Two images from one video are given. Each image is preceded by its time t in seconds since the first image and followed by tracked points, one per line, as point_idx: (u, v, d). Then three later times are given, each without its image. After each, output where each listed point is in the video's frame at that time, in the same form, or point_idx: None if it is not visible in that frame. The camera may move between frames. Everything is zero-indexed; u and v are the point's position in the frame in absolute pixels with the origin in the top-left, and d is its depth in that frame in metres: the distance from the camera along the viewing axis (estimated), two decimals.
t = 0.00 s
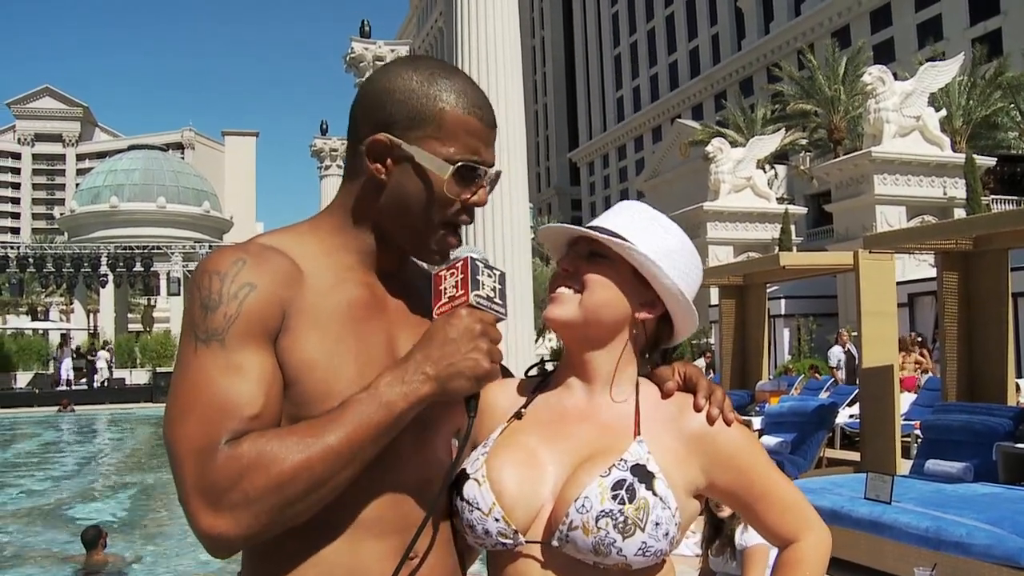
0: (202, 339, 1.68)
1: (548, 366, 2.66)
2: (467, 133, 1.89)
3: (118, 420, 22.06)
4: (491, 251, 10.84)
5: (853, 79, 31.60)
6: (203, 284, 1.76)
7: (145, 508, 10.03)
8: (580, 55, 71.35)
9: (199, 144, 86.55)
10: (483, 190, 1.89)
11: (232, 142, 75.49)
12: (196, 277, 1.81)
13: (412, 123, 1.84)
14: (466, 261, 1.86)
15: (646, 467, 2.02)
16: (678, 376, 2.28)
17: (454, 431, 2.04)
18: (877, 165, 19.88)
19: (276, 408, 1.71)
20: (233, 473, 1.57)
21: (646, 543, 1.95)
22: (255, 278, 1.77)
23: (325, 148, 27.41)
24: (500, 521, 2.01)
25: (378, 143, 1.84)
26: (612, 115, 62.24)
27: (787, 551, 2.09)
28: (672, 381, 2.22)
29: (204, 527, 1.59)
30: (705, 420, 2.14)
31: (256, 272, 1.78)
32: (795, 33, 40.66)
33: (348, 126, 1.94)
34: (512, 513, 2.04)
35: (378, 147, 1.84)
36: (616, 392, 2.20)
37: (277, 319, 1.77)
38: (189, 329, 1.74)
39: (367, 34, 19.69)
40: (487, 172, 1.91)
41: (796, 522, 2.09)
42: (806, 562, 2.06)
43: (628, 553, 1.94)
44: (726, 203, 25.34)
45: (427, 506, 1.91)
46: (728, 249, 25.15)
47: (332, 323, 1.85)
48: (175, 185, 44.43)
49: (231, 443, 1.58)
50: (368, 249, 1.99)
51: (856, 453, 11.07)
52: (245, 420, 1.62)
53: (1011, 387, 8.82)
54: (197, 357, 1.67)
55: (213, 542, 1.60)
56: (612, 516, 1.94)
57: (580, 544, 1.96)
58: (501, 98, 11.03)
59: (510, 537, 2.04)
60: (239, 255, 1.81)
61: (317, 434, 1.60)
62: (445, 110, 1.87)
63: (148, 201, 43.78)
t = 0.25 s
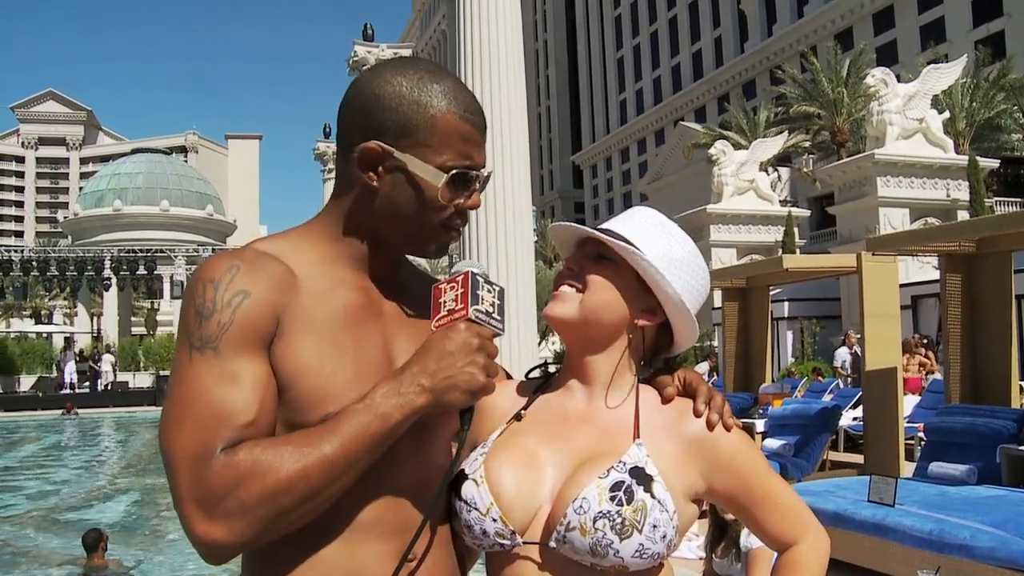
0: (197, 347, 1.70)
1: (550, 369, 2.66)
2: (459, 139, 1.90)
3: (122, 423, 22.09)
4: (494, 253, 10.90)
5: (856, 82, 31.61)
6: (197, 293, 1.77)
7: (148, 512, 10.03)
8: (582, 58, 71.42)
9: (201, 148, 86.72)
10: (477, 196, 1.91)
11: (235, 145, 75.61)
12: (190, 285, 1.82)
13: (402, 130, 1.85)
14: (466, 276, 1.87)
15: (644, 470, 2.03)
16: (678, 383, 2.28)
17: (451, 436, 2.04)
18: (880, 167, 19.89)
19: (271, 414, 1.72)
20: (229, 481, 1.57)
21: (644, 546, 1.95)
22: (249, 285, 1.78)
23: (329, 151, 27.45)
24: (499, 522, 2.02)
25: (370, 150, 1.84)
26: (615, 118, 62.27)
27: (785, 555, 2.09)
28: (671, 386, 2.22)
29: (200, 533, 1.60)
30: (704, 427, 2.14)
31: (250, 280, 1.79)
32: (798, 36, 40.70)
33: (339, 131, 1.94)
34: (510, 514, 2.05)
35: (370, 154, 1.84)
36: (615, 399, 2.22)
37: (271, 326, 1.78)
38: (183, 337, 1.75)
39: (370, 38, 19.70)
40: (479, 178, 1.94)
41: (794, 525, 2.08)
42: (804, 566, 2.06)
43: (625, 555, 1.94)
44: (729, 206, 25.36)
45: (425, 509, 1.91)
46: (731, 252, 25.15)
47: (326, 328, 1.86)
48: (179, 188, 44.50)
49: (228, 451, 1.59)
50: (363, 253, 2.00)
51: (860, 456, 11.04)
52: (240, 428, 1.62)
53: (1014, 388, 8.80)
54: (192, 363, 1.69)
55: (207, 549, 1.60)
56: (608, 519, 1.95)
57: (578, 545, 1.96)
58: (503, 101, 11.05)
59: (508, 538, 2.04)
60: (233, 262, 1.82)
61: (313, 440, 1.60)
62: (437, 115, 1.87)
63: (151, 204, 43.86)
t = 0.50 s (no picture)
0: (190, 349, 1.70)
1: (547, 371, 2.66)
2: (454, 139, 1.90)
3: (120, 424, 22.08)
4: (494, 254, 10.89)
5: (856, 85, 31.63)
6: (191, 294, 1.77)
7: (145, 512, 10.03)
8: (582, 61, 71.44)
9: (201, 149, 86.76)
10: (472, 196, 1.92)
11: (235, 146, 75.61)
12: (184, 288, 1.82)
13: (396, 129, 1.86)
14: (462, 282, 1.88)
15: (647, 478, 2.03)
16: (679, 384, 2.30)
17: (444, 440, 2.04)
18: (879, 171, 19.90)
19: (264, 416, 1.71)
20: (220, 483, 1.57)
21: (649, 554, 1.95)
22: (241, 288, 1.78)
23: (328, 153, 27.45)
24: (500, 528, 2.02)
25: (365, 152, 1.84)
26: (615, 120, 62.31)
27: (784, 558, 2.09)
28: (671, 388, 2.23)
29: (190, 536, 1.59)
30: (705, 429, 2.14)
31: (243, 282, 1.79)
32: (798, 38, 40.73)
33: (335, 134, 1.95)
34: (512, 521, 2.05)
35: (364, 154, 1.84)
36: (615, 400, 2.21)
37: (264, 329, 1.77)
38: (177, 339, 1.75)
39: (370, 40, 19.68)
40: (475, 181, 1.94)
41: (793, 531, 2.11)
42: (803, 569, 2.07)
43: (630, 564, 1.94)
44: (729, 208, 25.38)
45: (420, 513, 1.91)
46: (730, 254, 25.19)
47: (321, 331, 1.86)
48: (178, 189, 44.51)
49: (219, 453, 1.59)
50: (357, 255, 2.00)
51: (858, 459, 11.04)
52: (231, 430, 1.62)
53: (1013, 392, 8.81)
54: (185, 366, 1.69)
55: (199, 552, 1.60)
56: (615, 527, 1.94)
57: (582, 554, 1.95)
58: (503, 102, 11.05)
59: (512, 545, 2.03)
60: (227, 264, 1.82)
61: (305, 444, 1.60)
62: (432, 116, 1.88)
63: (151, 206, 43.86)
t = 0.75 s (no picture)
0: (187, 349, 1.70)
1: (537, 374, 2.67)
2: (449, 138, 1.90)
3: (119, 426, 22.08)
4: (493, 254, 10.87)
5: (854, 86, 31.65)
6: (191, 294, 1.78)
7: (143, 513, 10.03)
8: (581, 62, 71.46)
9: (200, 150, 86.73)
10: (469, 193, 1.92)
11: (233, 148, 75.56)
12: (181, 291, 1.82)
13: (392, 126, 1.86)
14: (461, 290, 1.89)
15: (645, 473, 2.03)
16: (671, 378, 2.31)
17: (439, 444, 2.04)
18: (878, 172, 19.91)
19: (259, 418, 1.71)
20: (210, 485, 1.57)
21: (653, 549, 1.95)
22: (240, 289, 1.78)
23: (327, 154, 27.42)
24: (505, 537, 2.02)
25: (361, 146, 1.86)
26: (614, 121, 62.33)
27: (781, 552, 2.11)
28: (664, 383, 2.25)
29: (180, 537, 1.59)
30: (698, 421, 2.15)
31: (243, 282, 1.80)
32: (796, 40, 40.77)
33: (337, 135, 1.96)
34: (514, 527, 2.05)
35: (362, 152, 1.85)
36: (611, 396, 2.21)
37: (261, 331, 1.78)
38: (174, 340, 1.75)
39: (369, 41, 19.65)
40: (471, 183, 1.94)
41: (791, 521, 2.12)
42: (801, 564, 2.08)
43: (636, 560, 1.93)
44: (727, 210, 25.39)
45: (416, 515, 1.93)
46: (729, 255, 25.20)
47: (320, 333, 1.87)
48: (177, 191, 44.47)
49: (212, 454, 1.59)
50: (356, 257, 2.01)
51: (857, 460, 11.05)
52: (225, 433, 1.62)
53: (1012, 393, 8.82)
54: (182, 367, 1.69)
55: (191, 553, 1.60)
56: (618, 525, 1.94)
57: (587, 555, 1.95)
58: (502, 103, 11.04)
59: (516, 551, 2.03)
60: (227, 265, 1.83)
61: (297, 449, 1.60)
62: (429, 114, 1.88)
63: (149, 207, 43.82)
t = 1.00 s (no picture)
0: (188, 348, 1.70)
1: (531, 379, 2.67)
2: (456, 141, 1.89)
3: (119, 426, 22.07)
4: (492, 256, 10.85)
5: (854, 87, 31.66)
6: (194, 293, 1.78)
7: (143, 514, 10.04)
8: (581, 63, 71.47)
9: (200, 151, 86.67)
10: (474, 197, 1.91)
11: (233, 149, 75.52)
12: (185, 291, 1.82)
13: (399, 127, 1.87)
14: (469, 307, 1.83)
15: (640, 468, 2.03)
16: (662, 372, 2.31)
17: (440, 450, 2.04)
18: (877, 172, 19.92)
19: (259, 418, 1.71)
20: (204, 488, 1.57)
21: (652, 543, 1.94)
22: (245, 289, 1.78)
23: (326, 155, 27.34)
24: (504, 541, 2.02)
25: (369, 148, 1.86)
26: (613, 122, 62.32)
27: (777, 545, 2.11)
28: (654, 378, 2.25)
29: (175, 536, 1.59)
30: (690, 415, 2.15)
31: (248, 281, 1.79)
32: (796, 40, 40.79)
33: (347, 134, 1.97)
34: (514, 531, 2.04)
35: (368, 151, 1.86)
36: (606, 394, 2.21)
37: (265, 331, 1.77)
38: (177, 339, 1.75)
39: (368, 41, 19.60)
40: (475, 184, 1.93)
41: (787, 513, 2.11)
42: (797, 556, 2.08)
43: (637, 556, 1.93)
44: (727, 210, 25.39)
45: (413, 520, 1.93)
46: (729, 256, 25.20)
47: (325, 332, 1.87)
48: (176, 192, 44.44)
49: (208, 455, 1.59)
50: (361, 260, 2.01)
51: (857, 460, 11.05)
52: (222, 435, 1.62)
53: (1012, 394, 8.83)
54: (183, 367, 1.68)
55: (187, 553, 1.61)
56: (615, 523, 1.94)
57: (586, 554, 1.94)
58: (501, 105, 11.04)
59: (516, 555, 2.03)
60: (233, 263, 1.82)
61: (293, 455, 1.60)
62: (437, 118, 1.88)
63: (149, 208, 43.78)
